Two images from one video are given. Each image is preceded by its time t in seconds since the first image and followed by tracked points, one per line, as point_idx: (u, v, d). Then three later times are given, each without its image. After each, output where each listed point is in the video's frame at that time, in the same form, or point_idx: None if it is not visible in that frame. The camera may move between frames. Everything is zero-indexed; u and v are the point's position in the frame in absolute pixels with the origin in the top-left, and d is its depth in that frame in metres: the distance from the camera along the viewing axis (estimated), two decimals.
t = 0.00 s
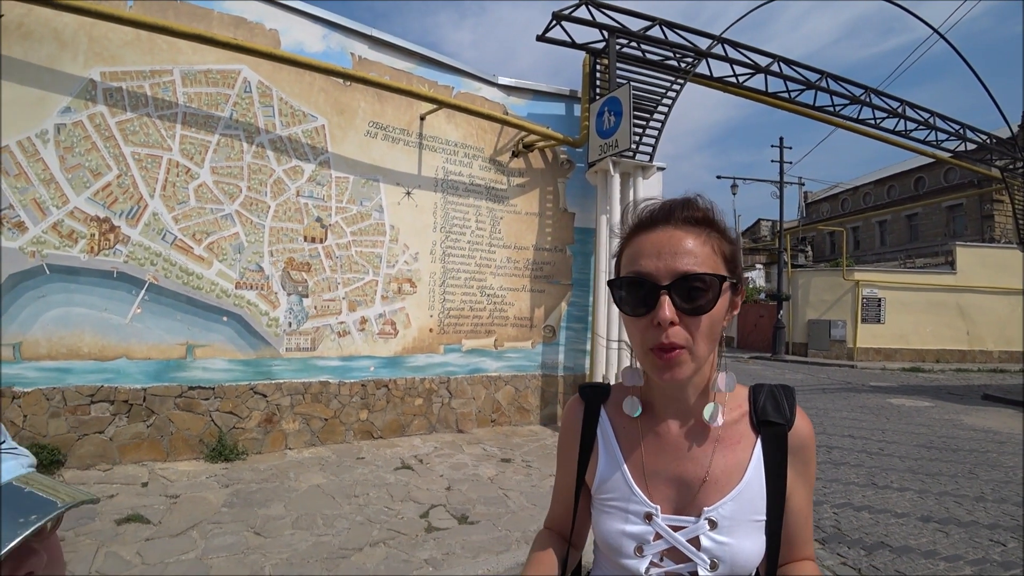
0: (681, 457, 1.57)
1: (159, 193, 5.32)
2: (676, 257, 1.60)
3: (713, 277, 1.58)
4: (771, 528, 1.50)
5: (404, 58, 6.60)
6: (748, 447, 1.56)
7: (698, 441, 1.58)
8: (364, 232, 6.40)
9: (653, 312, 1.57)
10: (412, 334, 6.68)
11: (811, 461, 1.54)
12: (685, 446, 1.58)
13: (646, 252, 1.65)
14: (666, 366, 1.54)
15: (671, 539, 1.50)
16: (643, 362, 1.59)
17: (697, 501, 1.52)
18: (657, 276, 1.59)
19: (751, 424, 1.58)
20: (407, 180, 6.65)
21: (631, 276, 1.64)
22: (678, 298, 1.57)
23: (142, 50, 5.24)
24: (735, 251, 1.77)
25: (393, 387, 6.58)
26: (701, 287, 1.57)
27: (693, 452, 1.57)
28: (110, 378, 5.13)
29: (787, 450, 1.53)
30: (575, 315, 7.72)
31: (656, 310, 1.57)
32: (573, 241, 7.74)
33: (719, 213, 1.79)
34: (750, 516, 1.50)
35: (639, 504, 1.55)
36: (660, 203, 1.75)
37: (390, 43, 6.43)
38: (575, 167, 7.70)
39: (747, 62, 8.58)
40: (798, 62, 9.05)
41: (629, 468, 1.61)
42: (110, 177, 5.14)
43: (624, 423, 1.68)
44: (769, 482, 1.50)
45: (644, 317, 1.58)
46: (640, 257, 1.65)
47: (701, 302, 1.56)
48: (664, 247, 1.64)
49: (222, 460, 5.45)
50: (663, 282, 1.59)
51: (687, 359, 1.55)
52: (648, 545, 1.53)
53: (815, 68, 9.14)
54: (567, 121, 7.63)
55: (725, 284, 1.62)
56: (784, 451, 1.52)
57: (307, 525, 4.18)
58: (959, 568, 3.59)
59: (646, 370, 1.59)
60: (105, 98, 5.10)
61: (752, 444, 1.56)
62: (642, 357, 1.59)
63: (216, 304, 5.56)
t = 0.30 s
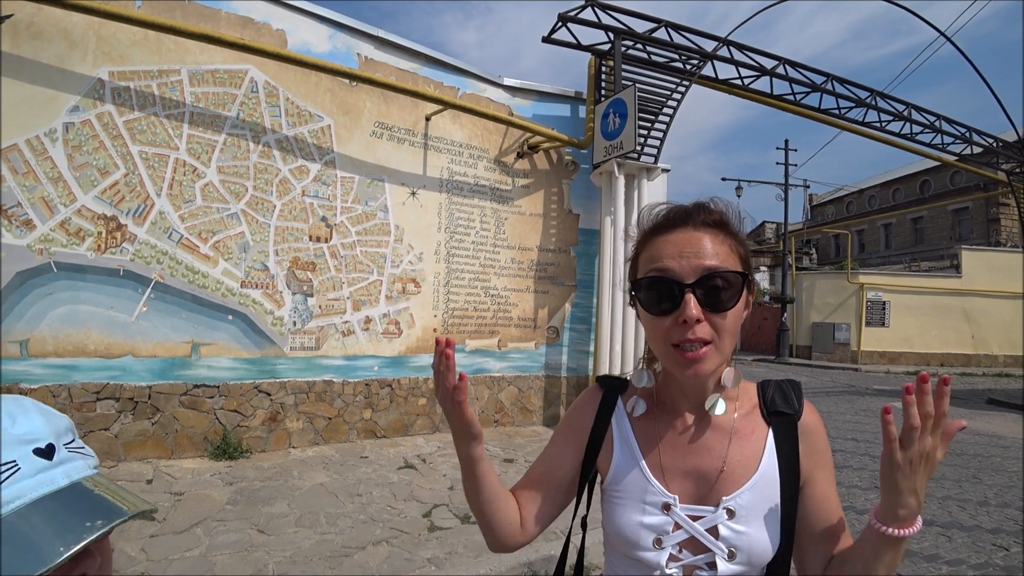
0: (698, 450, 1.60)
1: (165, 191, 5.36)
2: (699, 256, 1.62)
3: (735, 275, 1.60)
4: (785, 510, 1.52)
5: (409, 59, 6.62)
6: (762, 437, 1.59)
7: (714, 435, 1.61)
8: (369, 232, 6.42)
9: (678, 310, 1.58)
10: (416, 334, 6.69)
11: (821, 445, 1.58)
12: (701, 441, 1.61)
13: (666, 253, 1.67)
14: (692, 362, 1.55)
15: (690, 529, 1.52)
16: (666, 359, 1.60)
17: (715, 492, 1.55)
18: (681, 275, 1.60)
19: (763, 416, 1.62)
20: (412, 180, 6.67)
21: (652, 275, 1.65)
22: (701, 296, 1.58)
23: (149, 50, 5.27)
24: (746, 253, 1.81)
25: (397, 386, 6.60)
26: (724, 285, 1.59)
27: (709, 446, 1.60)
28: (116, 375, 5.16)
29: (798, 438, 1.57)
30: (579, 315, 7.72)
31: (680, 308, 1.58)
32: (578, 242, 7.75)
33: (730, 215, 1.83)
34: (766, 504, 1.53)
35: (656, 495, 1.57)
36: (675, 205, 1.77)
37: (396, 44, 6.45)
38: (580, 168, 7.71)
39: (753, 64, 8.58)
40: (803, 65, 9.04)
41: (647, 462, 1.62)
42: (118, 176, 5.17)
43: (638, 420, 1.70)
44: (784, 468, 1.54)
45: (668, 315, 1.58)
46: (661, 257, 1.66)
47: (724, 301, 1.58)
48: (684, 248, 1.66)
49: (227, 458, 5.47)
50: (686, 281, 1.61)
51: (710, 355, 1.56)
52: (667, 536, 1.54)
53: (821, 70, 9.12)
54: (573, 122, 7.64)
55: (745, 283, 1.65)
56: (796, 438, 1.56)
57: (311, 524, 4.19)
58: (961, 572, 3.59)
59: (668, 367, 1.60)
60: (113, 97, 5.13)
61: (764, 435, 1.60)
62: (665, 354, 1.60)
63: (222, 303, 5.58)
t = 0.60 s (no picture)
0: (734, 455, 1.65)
1: (168, 194, 5.37)
2: (734, 260, 1.65)
3: (769, 274, 1.66)
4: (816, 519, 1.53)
5: (411, 61, 6.64)
6: (786, 443, 1.66)
7: (745, 441, 1.69)
8: (371, 234, 6.43)
9: (726, 317, 1.59)
10: (418, 336, 6.70)
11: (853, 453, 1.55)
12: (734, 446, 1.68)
13: (699, 261, 1.68)
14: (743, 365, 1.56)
15: (720, 536, 1.57)
16: (718, 368, 1.59)
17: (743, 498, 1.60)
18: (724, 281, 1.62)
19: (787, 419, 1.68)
20: (413, 182, 6.68)
21: (691, 285, 1.65)
22: (744, 300, 1.61)
23: (152, 53, 5.29)
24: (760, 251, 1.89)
25: (399, 388, 6.61)
26: (761, 285, 1.64)
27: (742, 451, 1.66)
28: (119, 378, 5.17)
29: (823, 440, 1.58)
30: (581, 317, 7.72)
31: (727, 314, 1.59)
32: (580, 243, 7.76)
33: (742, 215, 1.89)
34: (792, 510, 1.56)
35: (686, 501, 1.61)
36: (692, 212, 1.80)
37: (397, 46, 6.47)
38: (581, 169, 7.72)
39: (754, 65, 8.59)
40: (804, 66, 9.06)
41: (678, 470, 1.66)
42: (120, 179, 5.19)
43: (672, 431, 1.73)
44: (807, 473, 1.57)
45: (716, 323, 1.59)
46: (696, 266, 1.68)
47: (763, 302, 1.63)
48: (717, 254, 1.68)
49: (229, 459, 5.48)
50: (728, 286, 1.63)
51: (760, 357, 1.59)
52: (696, 543, 1.58)
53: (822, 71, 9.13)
54: (574, 124, 7.65)
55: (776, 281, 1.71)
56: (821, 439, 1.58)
57: (312, 525, 4.20)
58: (964, 572, 3.59)
59: (717, 375, 1.60)
60: (115, 100, 5.15)
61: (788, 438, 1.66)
62: (715, 363, 1.60)
63: (224, 305, 5.60)
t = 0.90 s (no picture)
0: (707, 472, 1.58)
1: (166, 199, 5.38)
2: (707, 264, 1.64)
3: (743, 278, 1.65)
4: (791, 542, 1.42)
5: (409, 65, 6.66)
6: (767, 458, 1.54)
7: (724, 457, 1.59)
8: (369, 237, 6.45)
9: (699, 323, 1.57)
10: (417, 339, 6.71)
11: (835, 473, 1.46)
12: (712, 462, 1.60)
13: (671, 265, 1.68)
14: (720, 374, 1.54)
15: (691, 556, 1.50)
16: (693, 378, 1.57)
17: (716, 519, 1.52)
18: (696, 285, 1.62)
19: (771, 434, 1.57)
20: (412, 186, 6.69)
21: (663, 290, 1.65)
22: (718, 305, 1.60)
23: (151, 57, 5.31)
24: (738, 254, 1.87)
25: (398, 392, 6.62)
26: (735, 288, 1.63)
27: (719, 468, 1.58)
28: (118, 382, 5.17)
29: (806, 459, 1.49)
30: (580, 320, 7.72)
31: (700, 320, 1.57)
32: (578, 246, 7.77)
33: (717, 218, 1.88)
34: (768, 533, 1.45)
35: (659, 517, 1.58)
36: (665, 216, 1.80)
37: (395, 50, 6.49)
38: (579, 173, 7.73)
39: (751, 68, 8.63)
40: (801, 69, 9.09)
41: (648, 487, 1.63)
42: (119, 183, 5.20)
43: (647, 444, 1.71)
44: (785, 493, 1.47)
45: (690, 330, 1.58)
46: (669, 270, 1.67)
47: (739, 307, 1.61)
48: (689, 257, 1.68)
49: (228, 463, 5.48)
50: (701, 291, 1.62)
51: (735, 364, 1.56)
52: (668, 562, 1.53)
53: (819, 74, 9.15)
54: (572, 127, 7.68)
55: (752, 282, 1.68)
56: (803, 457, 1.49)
57: (312, 529, 4.20)
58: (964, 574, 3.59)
59: (692, 384, 1.58)
60: (114, 105, 5.17)
61: (771, 455, 1.54)
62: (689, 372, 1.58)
63: (223, 309, 5.61)
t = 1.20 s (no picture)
0: (640, 472, 1.57)
1: (159, 202, 5.36)
2: (649, 255, 1.58)
3: (688, 272, 1.59)
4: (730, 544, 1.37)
5: (403, 69, 6.67)
6: (708, 457, 1.50)
7: (659, 455, 1.57)
8: (363, 241, 6.44)
9: (634, 319, 1.53)
10: (410, 343, 6.70)
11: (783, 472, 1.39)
12: (645, 461, 1.58)
13: (612, 251, 1.61)
14: (650, 375, 1.51)
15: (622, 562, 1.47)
16: (622, 375, 1.55)
17: (654, 521, 1.48)
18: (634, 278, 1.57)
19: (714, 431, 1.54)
20: (405, 190, 6.69)
21: (600, 280, 1.60)
22: (656, 300, 1.56)
23: (144, 60, 5.29)
24: (689, 238, 1.80)
25: (391, 395, 6.61)
26: (677, 283, 1.58)
27: (653, 467, 1.56)
28: (109, 386, 5.14)
29: (750, 457, 1.44)
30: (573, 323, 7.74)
31: (635, 316, 1.53)
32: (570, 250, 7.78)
33: (671, 199, 1.79)
34: (708, 537, 1.40)
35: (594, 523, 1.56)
36: (612, 194, 1.71)
37: (389, 53, 6.49)
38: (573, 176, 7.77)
39: (743, 72, 8.69)
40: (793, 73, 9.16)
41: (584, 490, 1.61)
42: (111, 186, 5.18)
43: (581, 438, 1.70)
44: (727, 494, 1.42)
45: (624, 325, 1.54)
46: (608, 257, 1.61)
47: (679, 305, 1.57)
48: (632, 244, 1.61)
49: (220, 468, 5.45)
50: (639, 284, 1.58)
51: (669, 365, 1.54)
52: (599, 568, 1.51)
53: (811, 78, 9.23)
54: (565, 131, 7.70)
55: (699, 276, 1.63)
56: (746, 456, 1.44)
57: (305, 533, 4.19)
58: None
59: (621, 382, 1.56)
60: (106, 108, 5.15)
61: (712, 454, 1.51)
62: (619, 369, 1.55)
63: (215, 313, 5.59)
